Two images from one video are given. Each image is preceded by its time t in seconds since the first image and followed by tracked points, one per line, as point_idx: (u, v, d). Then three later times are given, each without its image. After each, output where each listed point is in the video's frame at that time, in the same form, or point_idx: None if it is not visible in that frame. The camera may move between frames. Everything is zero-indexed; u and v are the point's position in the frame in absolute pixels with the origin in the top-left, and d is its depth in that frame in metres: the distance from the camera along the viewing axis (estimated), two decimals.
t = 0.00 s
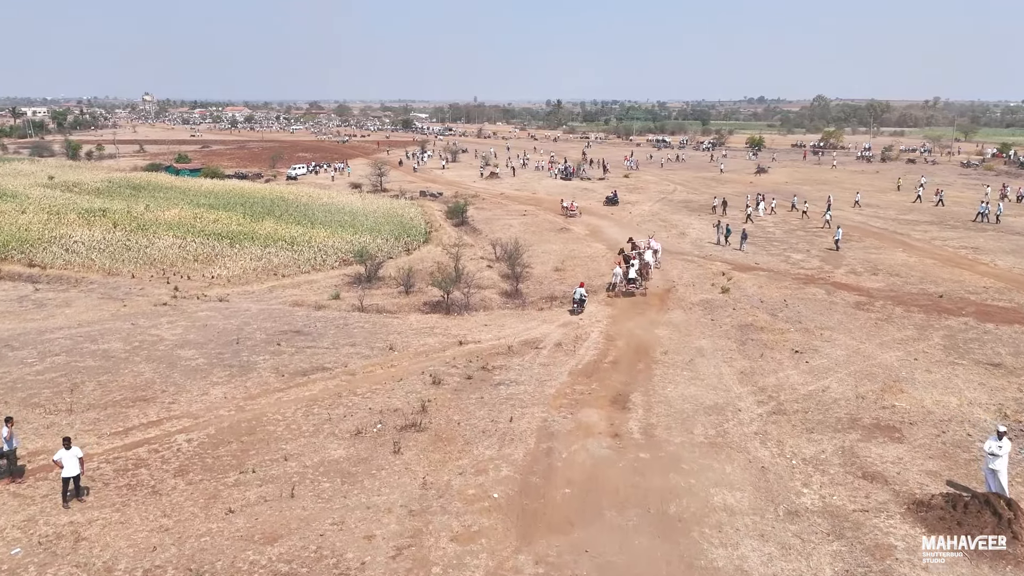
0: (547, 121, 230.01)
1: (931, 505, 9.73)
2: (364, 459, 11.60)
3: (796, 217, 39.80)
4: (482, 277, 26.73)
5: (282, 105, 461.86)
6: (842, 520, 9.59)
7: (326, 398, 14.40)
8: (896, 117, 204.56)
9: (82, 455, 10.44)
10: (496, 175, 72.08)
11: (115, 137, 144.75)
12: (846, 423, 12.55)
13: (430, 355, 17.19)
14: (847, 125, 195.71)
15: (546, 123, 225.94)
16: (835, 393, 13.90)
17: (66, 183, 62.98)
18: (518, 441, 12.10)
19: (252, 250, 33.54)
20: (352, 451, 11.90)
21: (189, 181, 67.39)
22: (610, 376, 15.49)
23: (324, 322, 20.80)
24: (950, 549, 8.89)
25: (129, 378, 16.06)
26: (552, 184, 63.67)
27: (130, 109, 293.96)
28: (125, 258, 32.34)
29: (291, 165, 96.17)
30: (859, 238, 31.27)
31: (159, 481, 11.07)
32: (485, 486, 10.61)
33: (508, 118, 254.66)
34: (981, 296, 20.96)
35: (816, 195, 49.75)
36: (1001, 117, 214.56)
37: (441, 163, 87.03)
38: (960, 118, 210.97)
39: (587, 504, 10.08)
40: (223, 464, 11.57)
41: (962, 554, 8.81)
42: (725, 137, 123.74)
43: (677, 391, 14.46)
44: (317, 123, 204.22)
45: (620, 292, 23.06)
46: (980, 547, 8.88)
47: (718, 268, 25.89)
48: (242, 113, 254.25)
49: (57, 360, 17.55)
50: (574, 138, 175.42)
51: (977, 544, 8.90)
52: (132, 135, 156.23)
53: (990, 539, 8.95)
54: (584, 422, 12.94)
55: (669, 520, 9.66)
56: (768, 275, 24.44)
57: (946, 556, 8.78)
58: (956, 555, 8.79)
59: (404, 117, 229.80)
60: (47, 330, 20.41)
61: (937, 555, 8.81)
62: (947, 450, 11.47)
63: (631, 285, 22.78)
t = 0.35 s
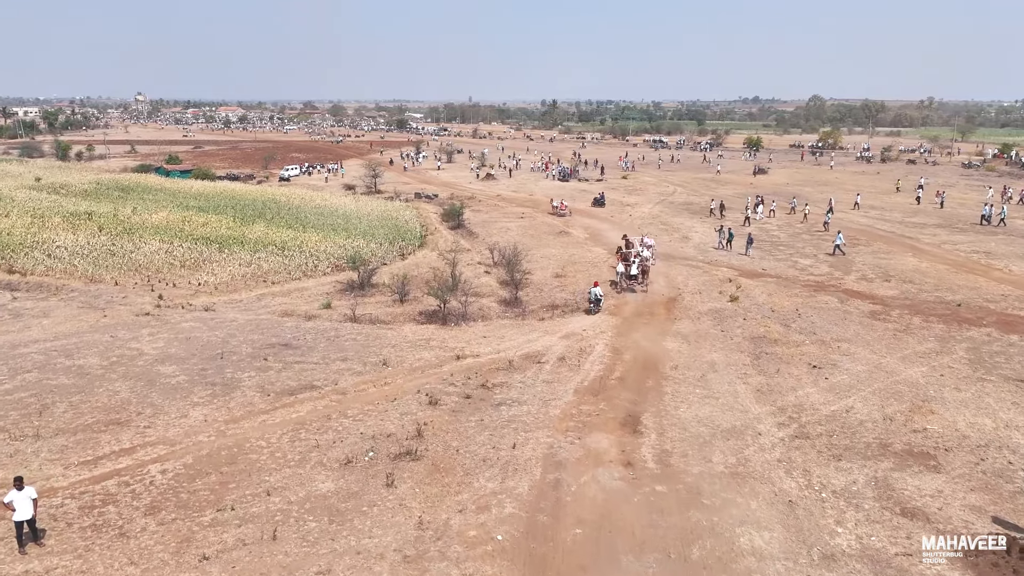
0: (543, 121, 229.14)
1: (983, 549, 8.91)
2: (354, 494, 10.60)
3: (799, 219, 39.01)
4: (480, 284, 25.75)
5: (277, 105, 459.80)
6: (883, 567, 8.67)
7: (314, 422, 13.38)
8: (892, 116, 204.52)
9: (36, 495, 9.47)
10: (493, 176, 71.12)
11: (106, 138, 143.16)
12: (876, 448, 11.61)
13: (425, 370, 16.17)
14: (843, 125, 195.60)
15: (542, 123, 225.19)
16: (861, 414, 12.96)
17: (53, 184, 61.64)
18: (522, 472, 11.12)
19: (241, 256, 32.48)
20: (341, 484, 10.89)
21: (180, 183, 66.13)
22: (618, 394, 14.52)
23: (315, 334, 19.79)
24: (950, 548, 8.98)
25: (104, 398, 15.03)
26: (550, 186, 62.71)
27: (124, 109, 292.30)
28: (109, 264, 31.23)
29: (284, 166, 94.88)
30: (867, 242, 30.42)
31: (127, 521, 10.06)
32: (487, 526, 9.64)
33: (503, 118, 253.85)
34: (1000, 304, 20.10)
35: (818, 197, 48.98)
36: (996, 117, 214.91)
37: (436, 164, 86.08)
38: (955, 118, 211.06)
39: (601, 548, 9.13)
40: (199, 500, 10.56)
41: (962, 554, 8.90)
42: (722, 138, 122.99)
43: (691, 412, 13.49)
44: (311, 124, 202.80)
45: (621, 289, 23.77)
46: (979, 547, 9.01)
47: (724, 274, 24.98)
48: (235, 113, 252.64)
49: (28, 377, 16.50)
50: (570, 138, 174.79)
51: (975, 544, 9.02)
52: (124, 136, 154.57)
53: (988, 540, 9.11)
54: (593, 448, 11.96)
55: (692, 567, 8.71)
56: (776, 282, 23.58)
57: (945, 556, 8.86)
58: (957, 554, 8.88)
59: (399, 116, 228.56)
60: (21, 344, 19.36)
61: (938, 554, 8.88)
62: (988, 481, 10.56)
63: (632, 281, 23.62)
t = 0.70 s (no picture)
0: (537, 121, 228.30)
1: None
2: (345, 536, 9.61)
3: (801, 223, 38.28)
4: (477, 292, 24.80)
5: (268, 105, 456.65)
6: None
7: (302, 449, 12.37)
8: (885, 116, 204.82)
9: None
10: (487, 177, 70.12)
11: (94, 138, 141.38)
12: (912, 479, 10.73)
13: (422, 389, 15.17)
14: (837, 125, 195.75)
15: (536, 123, 224.42)
16: (891, 438, 12.09)
17: (37, 186, 60.18)
18: (530, 508, 10.16)
19: (230, 262, 31.38)
20: (331, 524, 9.90)
21: (168, 185, 64.82)
22: (629, 415, 13.59)
23: (305, 348, 18.74)
24: (950, 548, 9.05)
25: (76, 421, 13.98)
26: (546, 187, 61.83)
27: (115, 109, 289.75)
28: (91, 270, 30.11)
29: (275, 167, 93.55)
30: (874, 246, 29.64)
31: (92, 570, 9.03)
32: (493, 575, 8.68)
33: (496, 118, 252.87)
34: (1020, 313, 19.34)
35: (819, 199, 48.30)
36: (988, 117, 215.60)
37: (430, 165, 85.01)
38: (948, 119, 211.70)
39: None
40: (174, 544, 9.54)
41: (962, 554, 8.97)
42: (717, 138, 122.49)
43: (709, 436, 12.55)
44: (303, 124, 201.16)
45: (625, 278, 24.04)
46: (979, 547, 9.08)
47: (730, 282, 24.13)
48: (227, 113, 250.72)
49: None
50: (564, 139, 174.10)
51: (975, 544, 9.10)
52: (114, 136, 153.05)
53: (988, 540, 9.19)
54: (605, 479, 11.02)
55: None
56: (785, 289, 22.73)
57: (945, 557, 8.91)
58: (957, 555, 8.95)
59: (391, 117, 227.28)
60: None
61: (938, 555, 8.95)
62: None
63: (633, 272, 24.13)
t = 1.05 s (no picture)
0: (529, 121, 227.49)
1: None
2: None
3: (804, 225, 37.59)
4: (475, 301, 23.85)
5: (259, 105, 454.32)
6: None
7: (291, 481, 11.38)
8: (877, 116, 205.37)
9: None
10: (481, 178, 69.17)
11: (81, 138, 139.33)
12: (956, 513, 9.90)
13: (420, 409, 14.20)
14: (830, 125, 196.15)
15: (529, 122, 223.67)
16: (927, 464, 11.26)
17: (20, 188, 58.60)
18: (543, 551, 9.24)
19: (218, 268, 30.31)
20: (322, 572, 8.93)
21: (156, 187, 63.41)
22: (643, 438, 12.67)
23: (295, 362, 17.75)
24: (950, 549, 9.16)
25: (46, 449, 12.93)
26: (541, 189, 60.93)
27: (102, 108, 286.71)
28: (72, 278, 28.92)
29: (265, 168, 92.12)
30: (881, 250, 28.91)
31: None
32: None
33: (489, 118, 251.89)
34: None
35: (819, 200, 47.69)
36: (979, 117, 216.82)
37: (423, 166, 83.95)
38: (939, 119, 212.54)
39: None
40: None
41: (962, 554, 9.09)
42: (712, 138, 121.98)
43: (732, 463, 11.64)
44: (294, 124, 199.43)
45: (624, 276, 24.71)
46: (978, 547, 9.21)
47: (737, 289, 23.29)
48: (217, 113, 248.76)
49: None
50: (558, 139, 173.37)
51: (975, 545, 9.22)
52: (102, 136, 151.10)
53: (988, 540, 9.31)
54: (623, 514, 10.11)
55: None
56: (795, 297, 21.92)
57: (945, 556, 9.01)
58: (957, 555, 9.06)
59: (383, 117, 225.86)
60: None
61: (938, 555, 9.05)
62: None
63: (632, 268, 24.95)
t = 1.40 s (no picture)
0: (523, 121, 226.87)
1: None
2: None
3: (808, 229, 36.96)
4: (475, 311, 22.92)
5: (250, 105, 451.22)
6: None
7: (282, 518, 10.41)
8: (870, 115, 206.14)
9: None
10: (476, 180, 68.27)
11: (68, 139, 137.39)
12: (1011, 557, 9.09)
13: (421, 433, 13.25)
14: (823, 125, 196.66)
15: (522, 123, 223.05)
16: (971, 498, 10.45)
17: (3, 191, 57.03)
18: None
19: (206, 276, 29.23)
20: None
21: (143, 189, 62.02)
22: (663, 467, 11.79)
23: (286, 380, 16.75)
24: (950, 549, 9.31)
25: (15, 482, 11.91)
26: (538, 190, 60.09)
27: (91, 108, 283.98)
28: (53, 287, 27.76)
29: (256, 170, 90.75)
30: (890, 255, 28.22)
31: None
32: None
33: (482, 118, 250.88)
34: None
35: (820, 202, 47.15)
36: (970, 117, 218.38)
37: (417, 167, 82.99)
38: (931, 120, 213.56)
39: None
40: None
41: (961, 554, 9.24)
42: (707, 138, 121.63)
43: (760, 496, 10.76)
44: (285, 124, 197.70)
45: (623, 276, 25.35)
46: (978, 547, 9.35)
47: (747, 298, 22.47)
48: (208, 113, 247.00)
49: None
50: (552, 140, 172.81)
51: (975, 545, 9.36)
52: (91, 137, 149.21)
53: (988, 540, 9.47)
54: (647, 558, 9.23)
55: None
56: (808, 306, 21.12)
57: (944, 556, 9.17)
58: (956, 555, 9.22)
59: (376, 117, 224.52)
60: None
61: (938, 555, 9.21)
62: None
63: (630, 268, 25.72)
